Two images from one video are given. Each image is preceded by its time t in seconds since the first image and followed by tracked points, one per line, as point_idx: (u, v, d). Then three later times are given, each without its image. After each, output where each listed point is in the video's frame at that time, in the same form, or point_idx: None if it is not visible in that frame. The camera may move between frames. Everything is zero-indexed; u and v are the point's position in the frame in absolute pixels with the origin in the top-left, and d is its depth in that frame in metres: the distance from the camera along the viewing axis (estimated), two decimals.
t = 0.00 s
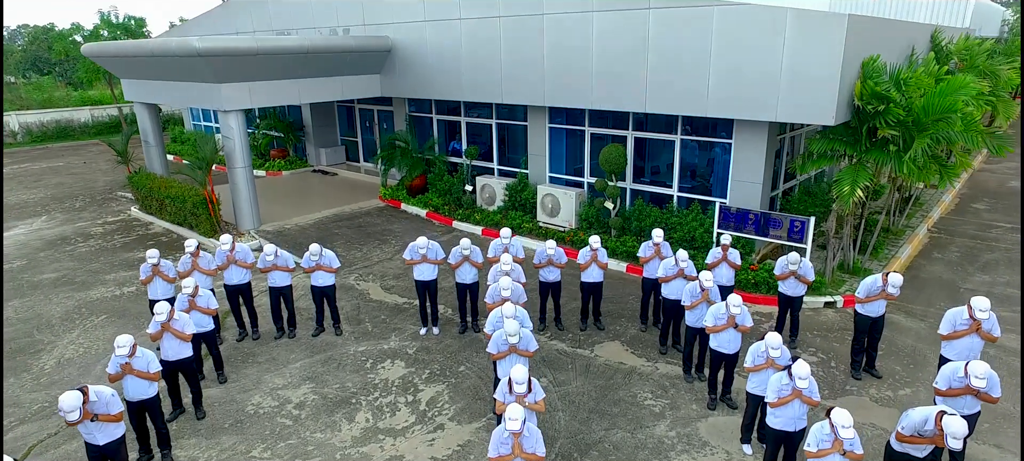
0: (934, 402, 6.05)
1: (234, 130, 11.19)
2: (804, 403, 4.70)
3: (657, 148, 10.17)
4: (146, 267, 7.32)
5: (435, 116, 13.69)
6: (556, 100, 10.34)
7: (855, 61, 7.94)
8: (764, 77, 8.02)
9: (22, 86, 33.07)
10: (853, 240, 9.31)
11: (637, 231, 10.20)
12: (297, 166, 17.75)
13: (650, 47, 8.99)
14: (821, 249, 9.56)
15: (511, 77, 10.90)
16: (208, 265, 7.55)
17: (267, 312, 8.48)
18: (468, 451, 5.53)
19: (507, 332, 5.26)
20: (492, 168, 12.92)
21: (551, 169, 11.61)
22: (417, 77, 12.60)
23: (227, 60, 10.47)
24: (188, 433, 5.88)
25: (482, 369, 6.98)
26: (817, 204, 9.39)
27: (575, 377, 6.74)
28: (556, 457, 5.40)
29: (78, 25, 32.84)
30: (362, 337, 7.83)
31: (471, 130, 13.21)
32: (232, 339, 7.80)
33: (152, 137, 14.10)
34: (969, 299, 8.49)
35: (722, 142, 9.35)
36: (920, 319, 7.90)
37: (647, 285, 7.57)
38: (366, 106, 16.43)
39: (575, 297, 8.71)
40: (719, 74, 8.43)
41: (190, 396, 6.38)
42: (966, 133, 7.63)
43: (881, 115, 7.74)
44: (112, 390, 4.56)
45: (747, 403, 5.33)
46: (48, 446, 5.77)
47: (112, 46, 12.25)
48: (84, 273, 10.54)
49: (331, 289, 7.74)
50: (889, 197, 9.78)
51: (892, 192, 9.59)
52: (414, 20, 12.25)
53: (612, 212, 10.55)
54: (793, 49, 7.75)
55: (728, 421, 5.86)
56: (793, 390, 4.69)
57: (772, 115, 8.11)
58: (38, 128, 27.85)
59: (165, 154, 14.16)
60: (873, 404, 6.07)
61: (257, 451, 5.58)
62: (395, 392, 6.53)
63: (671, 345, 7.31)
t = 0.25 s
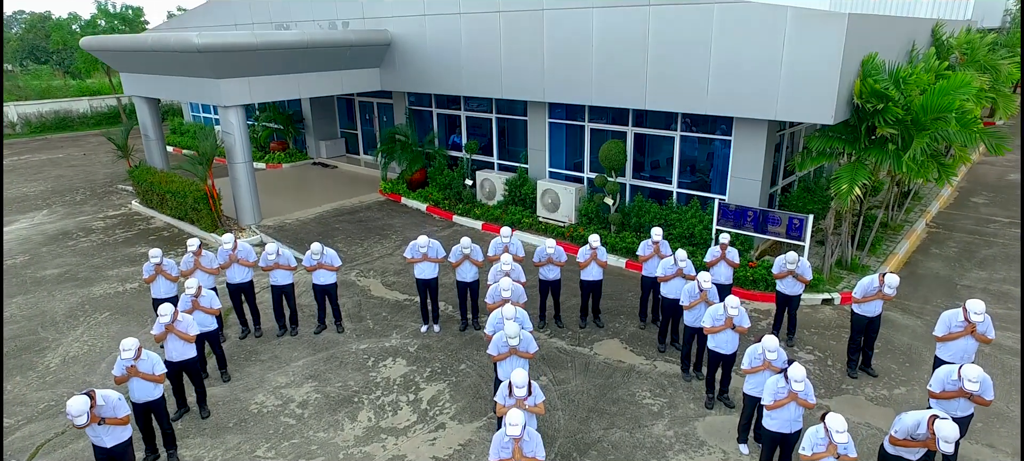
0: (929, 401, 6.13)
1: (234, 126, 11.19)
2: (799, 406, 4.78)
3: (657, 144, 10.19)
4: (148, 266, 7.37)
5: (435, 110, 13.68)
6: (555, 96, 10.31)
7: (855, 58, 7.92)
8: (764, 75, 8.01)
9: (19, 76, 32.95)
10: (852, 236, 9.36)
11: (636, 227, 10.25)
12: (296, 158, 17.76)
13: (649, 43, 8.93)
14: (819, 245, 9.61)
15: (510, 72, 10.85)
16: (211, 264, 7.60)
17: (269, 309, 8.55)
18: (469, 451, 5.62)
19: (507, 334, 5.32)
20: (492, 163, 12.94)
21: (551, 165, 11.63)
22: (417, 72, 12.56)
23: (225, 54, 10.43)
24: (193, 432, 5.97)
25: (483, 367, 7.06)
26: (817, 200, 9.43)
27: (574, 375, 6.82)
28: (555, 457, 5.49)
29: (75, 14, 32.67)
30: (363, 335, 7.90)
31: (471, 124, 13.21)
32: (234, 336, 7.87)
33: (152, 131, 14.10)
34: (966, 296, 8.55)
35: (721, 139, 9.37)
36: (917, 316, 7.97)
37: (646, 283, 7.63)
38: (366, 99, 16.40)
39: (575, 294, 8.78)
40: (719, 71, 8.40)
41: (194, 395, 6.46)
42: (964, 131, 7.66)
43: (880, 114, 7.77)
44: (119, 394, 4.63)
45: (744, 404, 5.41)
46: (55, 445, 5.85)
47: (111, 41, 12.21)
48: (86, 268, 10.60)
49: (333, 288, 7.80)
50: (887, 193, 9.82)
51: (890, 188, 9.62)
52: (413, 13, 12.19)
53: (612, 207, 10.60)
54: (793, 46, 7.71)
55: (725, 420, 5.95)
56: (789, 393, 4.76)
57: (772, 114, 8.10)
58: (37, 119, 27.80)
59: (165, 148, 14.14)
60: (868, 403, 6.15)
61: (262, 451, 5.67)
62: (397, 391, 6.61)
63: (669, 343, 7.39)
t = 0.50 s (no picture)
0: (924, 402, 6.20)
1: (234, 122, 11.19)
2: (796, 410, 4.84)
3: (657, 141, 10.20)
4: (151, 267, 7.41)
5: (435, 105, 13.66)
6: (555, 93, 10.28)
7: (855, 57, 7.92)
8: (764, 75, 7.99)
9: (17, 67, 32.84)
10: (850, 234, 9.40)
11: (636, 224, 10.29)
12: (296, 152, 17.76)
13: (650, 41, 8.89)
14: (818, 243, 9.65)
15: (510, 68, 10.82)
16: (213, 264, 7.65)
17: (271, 308, 8.60)
18: (470, 452, 5.69)
19: (507, 338, 5.37)
20: (492, 158, 12.95)
21: (551, 161, 11.65)
22: (417, 67, 12.53)
23: (224, 52, 10.40)
24: (197, 433, 6.04)
25: (484, 367, 7.13)
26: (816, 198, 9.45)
27: (574, 375, 6.89)
28: (555, 459, 5.56)
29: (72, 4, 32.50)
30: (365, 334, 7.97)
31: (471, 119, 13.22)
32: (237, 336, 7.93)
33: (152, 126, 14.10)
34: (963, 294, 8.60)
35: (721, 137, 9.38)
36: (914, 315, 8.03)
37: (645, 282, 7.69)
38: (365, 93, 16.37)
39: (574, 293, 8.83)
40: (719, 70, 8.37)
41: (198, 396, 6.53)
42: (963, 131, 7.67)
43: (879, 114, 7.78)
44: (124, 400, 4.69)
45: (741, 406, 5.47)
46: (62, 446, 5.93)
47: (111, 36, 12.19)
48: (89, 265, 10.65)
49: (334, 287, 7.86)
50: (886, 190, 9.84)
51: (889, 186, 9.65)
52: (413, 9, 12.14)
53: (612, 205, 10.63)
54: (793, 46, 7.69)
55: (723, 421, 6.02)
56: (786, 398, 4.82)
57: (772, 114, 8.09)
58: (36, 111, 27.73)
59: (166, 143, 14.14)
60: (865, 404, 6.21)
61: (265, 452, 5.75)
62: (399, 391, 6.68)
63: (668, 343, 7.46)
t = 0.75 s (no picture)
0: (920, 402, 6.28)
1: (234, 118, 11.18)
2: (792, 414, 4.90)
3: (656, 138, 10.21)
4: (153, 267, 7.46)
5: (435, 100, 13.64)
6: (555, 90, 10.24)
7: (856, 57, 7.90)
8: (764, 74, 7.95)
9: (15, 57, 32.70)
10: (848, 232, 9.44)
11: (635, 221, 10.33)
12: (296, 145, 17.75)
13: (650, 40, 8.85)
14: (816, 240, 9.69)
15: (510, 64, 10.77)
16: (214, 264, 7.70)
17: (273, 306, 8.66)
18: (472, 453, 5.78)
19: (507, 342, 5.43)
20: (492, 153, 12.96)
21: (551, 157, 11.66)
22: (417, 62, 12.48)
23: (224, 49, 10.36)
24: (202, 434, 6.12)
25: (484, 366, 7.21)
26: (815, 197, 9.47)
27: (573, 375, 6.96)
28: (555, 459, 5.65)
29: None
30: (366, 332, 8.03)
31: (471, 114, 13.21)
32: (239, 334, 8.00)
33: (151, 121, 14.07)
34: (960, 291, 8.66)
35: (721, 134, 9.39)
36: (911, 313, 8.09)
37: (644, 281, 7.74)
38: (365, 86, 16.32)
39: (574, 291, 8.89)
40: (719, 68, 8.33)
41: (201, 396, 6.61)
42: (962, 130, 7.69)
43: (879, 113, 7.79)
44: (130, 405, 4.76)
45: (739, 408, 5.54)
46: (69, 446, 6.01)
47: (109, 31, 12.13)
48: (91, 262, 10.69)
49: (335, 286, 7.92)
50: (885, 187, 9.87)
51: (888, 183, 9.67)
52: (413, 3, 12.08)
53: (611, 201, 10.66)
54: (793, 45, 7.65)
55: (720, 422, 6.10)
56: (782, 402, 4.88)
57: (771, 113, 8.04)
58: (34, 102, 27.64)
59: (165, 138, 14.12)
60: (861, 404, 6.29)
61: (269, 453, 5.83)
62: (400, 391, 6.76)
63: (667, 342, 7.53)
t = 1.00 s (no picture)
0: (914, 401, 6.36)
1: (233, 113, 11.17)
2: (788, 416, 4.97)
3: (657, 134, 10.21)
4: (155, 266, 7.52)
5: (434, 93, 13.62)
6: (554, 85, 10.20)
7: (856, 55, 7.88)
8: (762, 72, 7.92)
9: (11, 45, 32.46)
10: (847, 229, 9.47)
11: (634, 217, 10.36)
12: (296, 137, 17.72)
13: (650, 36, 8.80)
14: (815, 236, 9.73)
15: (509, 59, 10.73)
16: (216, 263, 7.75)
17: (274, 303, 8.72)
18: (472, 452, 5.86)
19: (507, 344, 5.49)
20: (491, 147, 12.96)
21: (550, 151, 11.66)
22: (416, 55, 12.43)
23: (222, 43, 10.32)
24: (205, 433, 6.21)
25: (484, 364, 7.28)
26: (814, 194, 9.49)
27: (572, 373, 7.04)
28: (554, 459, 5.73)
29: None
30: (367, 330, 8.10)
31: (471, 108, 13.19)
32: (241, 332, 8.06)
33: (150, 114, 14.02)
34: (957, 288, 8.71)
35: (720, 131, 9.40)
36: (908, 311, 8.15)
37: (643, 280, 7.80)
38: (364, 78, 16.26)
39: (573, 288, 8.95)
40: (718, 66, 8.29)
41: (204, 396, 6.68)
42: (960, 129, 7.69)
43: (879, 112, 7.77)
44: (136, 409, 4.85)
45: (736, 409, 5.61)
46: (74, 446, 6.09)
47: (108, 25, 12.07)
48: (92, 257, 10.74)
49: (336, 285, 7.98)
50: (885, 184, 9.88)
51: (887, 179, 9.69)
52: None
53: (611, 197, 10.68)
54: (793, 44, 7.60)
55: (717, 421, 6.18)
56: (778, 405, 4.95)
57: (770, 112, 8.02)
58: (32, 92, 27.49)
59: (164, 131, 14.10)
60: (856, 403, 6.37)
61: (272, 452, 5.91)
62: (401, 390, 6.84)
63: (666, 340, 7.60)
